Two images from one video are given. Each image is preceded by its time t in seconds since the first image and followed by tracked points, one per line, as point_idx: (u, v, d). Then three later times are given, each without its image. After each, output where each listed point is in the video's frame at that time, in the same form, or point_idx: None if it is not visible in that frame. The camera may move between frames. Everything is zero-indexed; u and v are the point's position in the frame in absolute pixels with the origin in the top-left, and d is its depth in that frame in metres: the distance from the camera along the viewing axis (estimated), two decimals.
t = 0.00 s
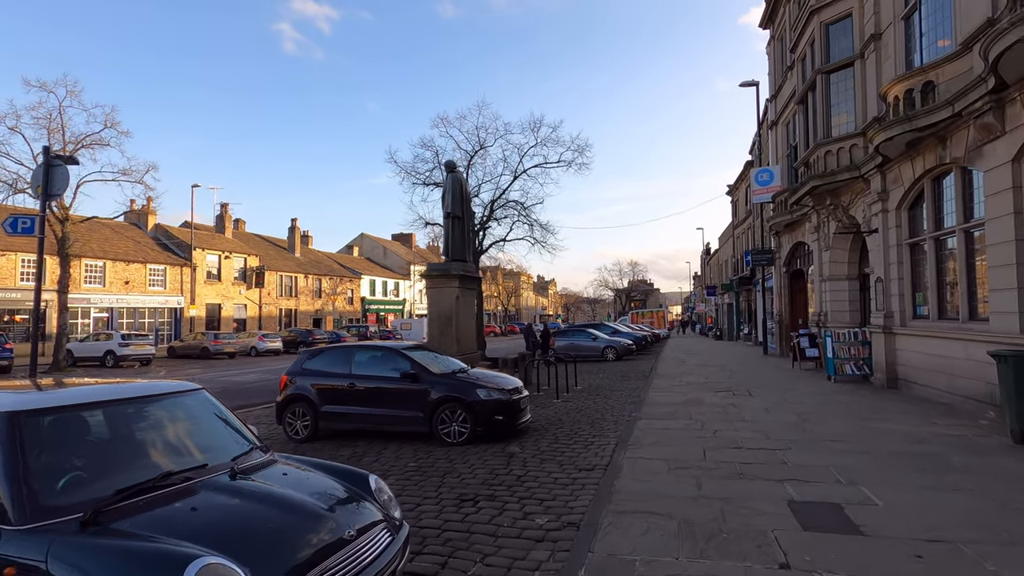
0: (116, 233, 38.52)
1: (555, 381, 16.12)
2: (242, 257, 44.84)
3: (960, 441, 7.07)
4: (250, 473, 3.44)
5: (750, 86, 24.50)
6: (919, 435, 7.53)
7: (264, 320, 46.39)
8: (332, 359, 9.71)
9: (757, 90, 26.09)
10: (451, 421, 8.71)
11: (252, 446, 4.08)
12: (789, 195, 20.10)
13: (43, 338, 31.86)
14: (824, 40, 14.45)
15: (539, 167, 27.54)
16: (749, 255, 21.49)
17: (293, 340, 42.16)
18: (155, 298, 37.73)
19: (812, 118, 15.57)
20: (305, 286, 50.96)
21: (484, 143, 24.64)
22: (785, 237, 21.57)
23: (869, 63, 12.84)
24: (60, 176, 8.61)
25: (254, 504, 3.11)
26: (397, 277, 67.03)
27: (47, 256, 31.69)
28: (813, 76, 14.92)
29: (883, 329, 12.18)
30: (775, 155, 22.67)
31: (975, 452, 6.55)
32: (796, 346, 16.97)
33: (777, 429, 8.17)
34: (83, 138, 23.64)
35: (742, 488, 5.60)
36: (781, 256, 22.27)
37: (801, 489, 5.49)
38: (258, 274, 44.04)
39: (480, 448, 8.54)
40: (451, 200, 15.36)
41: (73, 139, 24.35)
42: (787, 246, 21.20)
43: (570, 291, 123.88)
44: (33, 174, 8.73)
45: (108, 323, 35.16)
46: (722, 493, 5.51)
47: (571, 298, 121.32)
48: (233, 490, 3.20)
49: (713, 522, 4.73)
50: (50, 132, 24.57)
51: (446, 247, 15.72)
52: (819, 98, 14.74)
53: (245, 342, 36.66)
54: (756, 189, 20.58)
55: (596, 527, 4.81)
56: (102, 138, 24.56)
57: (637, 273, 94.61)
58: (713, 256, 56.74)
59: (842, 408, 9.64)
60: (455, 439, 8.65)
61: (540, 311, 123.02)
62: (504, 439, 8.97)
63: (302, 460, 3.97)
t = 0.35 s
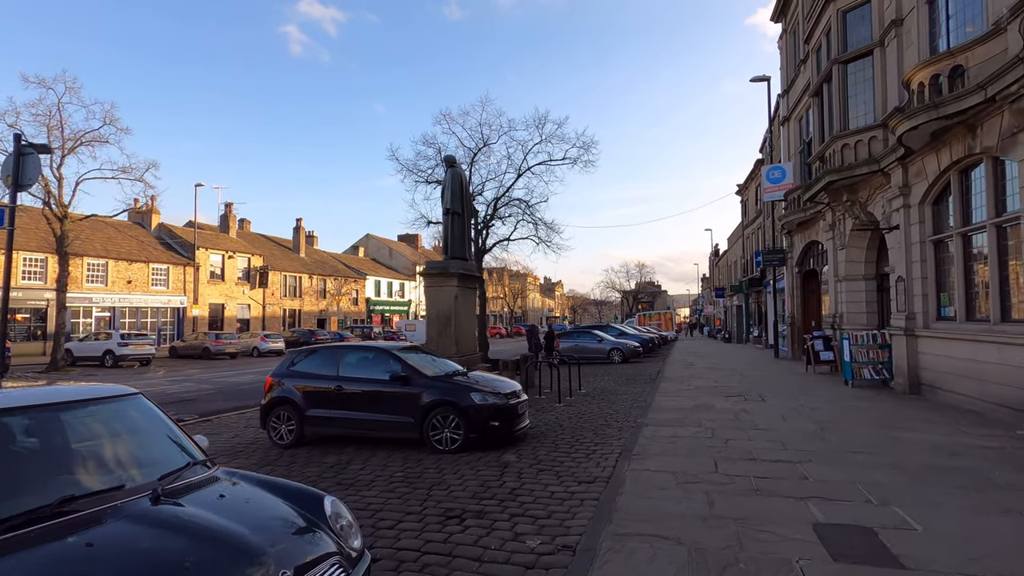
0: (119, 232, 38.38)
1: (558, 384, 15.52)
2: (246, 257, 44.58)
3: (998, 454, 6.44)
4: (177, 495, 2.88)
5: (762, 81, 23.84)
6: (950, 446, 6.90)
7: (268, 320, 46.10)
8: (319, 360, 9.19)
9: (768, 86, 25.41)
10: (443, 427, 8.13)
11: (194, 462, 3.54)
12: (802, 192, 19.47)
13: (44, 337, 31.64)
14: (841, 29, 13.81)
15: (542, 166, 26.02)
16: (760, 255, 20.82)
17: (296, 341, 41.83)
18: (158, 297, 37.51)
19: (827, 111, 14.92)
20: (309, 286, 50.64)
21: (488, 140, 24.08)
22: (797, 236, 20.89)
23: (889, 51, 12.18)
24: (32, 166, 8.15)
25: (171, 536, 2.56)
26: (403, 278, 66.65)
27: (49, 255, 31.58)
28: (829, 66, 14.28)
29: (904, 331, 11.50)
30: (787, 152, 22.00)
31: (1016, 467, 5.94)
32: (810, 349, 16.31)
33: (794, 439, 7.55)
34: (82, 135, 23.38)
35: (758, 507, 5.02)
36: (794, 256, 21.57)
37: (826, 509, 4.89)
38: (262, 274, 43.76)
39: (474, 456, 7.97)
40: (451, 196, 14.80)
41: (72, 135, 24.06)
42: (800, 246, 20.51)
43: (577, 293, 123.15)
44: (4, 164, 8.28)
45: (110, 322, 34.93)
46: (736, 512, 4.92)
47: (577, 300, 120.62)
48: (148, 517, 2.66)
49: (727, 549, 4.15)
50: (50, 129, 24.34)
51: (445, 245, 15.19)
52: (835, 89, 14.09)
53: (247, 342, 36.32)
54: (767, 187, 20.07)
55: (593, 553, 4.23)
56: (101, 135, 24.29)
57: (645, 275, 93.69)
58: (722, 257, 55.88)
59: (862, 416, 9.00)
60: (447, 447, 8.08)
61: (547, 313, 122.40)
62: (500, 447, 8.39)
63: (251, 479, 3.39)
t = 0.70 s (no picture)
0: (112, 233, 37.85)
1: (557, 388, 14.97)
2: (241, 258, 44.02)
3: None
4: (63, 549, 2.36)
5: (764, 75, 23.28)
6: (978, 459, 6.35)
7: (264, 322, 45.60)
8: (298, 365, 8.63)
9: (771, 80, 24.84)
10: (428, 438, 7.57)
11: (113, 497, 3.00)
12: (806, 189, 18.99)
13: (35, 340, 31.12)
14: (849, 17, 13.24)
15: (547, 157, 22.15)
16: (764, 253, 20.26)
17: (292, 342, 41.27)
18: (151, 299, 36.97)
19: (834, 103, 14.33)
20: (306, 287, 50.09)
21: (484, 136, 23.42)
22: (802, 234, 20.34)
23: (902, 38, 11.60)
24: None
25: None
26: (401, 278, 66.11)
27: (39, 256, 31.11)
28: (836, 56, 13.72)
29: (918, 332, 10.92)
30: (791, 147, 21.43)
31: None
32: (816, 350, 15.74)
33: (807, 451, 7.00)
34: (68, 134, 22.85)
35: (774, 534, 4.46)
36: (798, 255, 21.01)
37: (850, 537, 4.33)
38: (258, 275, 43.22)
39: (462, 470, 7.41)
40: (443, 193, 14.21)
41: (58, 134, 23.54)
42: (805, 244, 19.96)
43: (578, 293, 122.57)
44: None
45: (102, 324, 34.35)
46: (749, 541, 4.36)
47: (578, 299, 119.99)
48: None
49: None
50: (36, 127, 23.83)
51: (438, 244, 14.62)
52: (843, 80, 13.52)
53: (242, 344, 35.77)
54: (770, 183, 19.73)
55: None
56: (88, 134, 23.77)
57: (646, 274, 93.08)
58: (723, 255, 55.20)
59: (878, 423, 8.44)
60: (433, 460, 7.51)
61: (547, 314, 121.86)
62: (491, 459, 7.81)
63: (174, 519, 2.84)
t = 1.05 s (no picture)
0: (111, 235, 37.56)
1: (556, 393, 14.38)
2: (241, 259, 43.59)
3: None
4: None
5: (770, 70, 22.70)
6: (1014, 476, 5.73)
7: (264, 324, 45.20)
8: (274, 370, 8.08)
9: (777, 76, 24.24)
10: (411, 450, 7.00)
11: None
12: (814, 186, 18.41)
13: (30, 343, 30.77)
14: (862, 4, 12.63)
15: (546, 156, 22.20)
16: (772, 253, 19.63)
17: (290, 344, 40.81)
18: (149, 301, 36.56)
19: (846, 95, 13.71)
20: (307, 289, 49.67)
21: (482, 134, 22.86)
22: (811, 233, 19.70)
23: (918, 24, 10.98)
24: None
25: None
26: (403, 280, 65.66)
27: (35, 258, 30.77)
28: (847, 45, 13.12)
29: (938, 335, 10.27)
30: (799, 144, 20.82)
31: None
32: (827, 354, 15.10)
33: (823, 466, 6.40)
34: (59, 133, 22.47)
35: (790, 568, 3.87)
36: (806, 254, 20.37)
37: (881, 573, 3.74)
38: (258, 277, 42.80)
39: (446, 483, 6.83)
40: (435, 190, 13.66)
41: (50, 133, 23.17)
42: (814, 243, 19.32)
43: (582, 296, 121.90)
44: None
45: (99, 327, 33.94)
46: None
47: (581, 301, 119.23)
48: None
49: None
50: (28, 127, 23.48)
51: (431, 243, 14.05)
52: (855, 70, 12.90)
53: (240, 346, 35.32)
54: (777, 181, 19.23)
55: None
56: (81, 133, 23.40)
57: (650, 276, 92.35)
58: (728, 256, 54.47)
59: (897, 433, 7.82)
60: (415, 473, 6.93)
61: (551, 316, 121.32)
62: (478, 472, 7.22)
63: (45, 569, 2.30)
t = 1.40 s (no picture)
0: (124, 237, 37.74)
1: (564, 402, 13.76)
2: (252, 262, 43.57)
3: None
4: None
5: (790, 69, 21.99)
6: None
7: (274, 328, 45.10)
8: (259, 374, 7.60)
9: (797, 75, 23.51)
10: (402, 463, 6.46)
11: None
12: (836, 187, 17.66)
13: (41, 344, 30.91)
14: None
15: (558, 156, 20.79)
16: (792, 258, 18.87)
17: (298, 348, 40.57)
18: (160, 303, 36.59)
19: (872, 89, 13.01)
20: (318, 293, 49.55)
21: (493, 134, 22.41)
22: (833, 236, 18.89)
23: (952, 11, 10.30)
24: None
25: None
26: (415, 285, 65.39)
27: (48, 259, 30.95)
28: (875, 36, 12.43)
29: (977, 344, 9.50)
30: (820, 144, 20.06)
31: None
32: (852, 363, 14.31)
33: (857, 488, 5.71)
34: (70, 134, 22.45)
35: None
36: (828, 259, 19.55)
37: None
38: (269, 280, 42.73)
39: (440, 499, 6.28)
40: (440, 188, 13.17)
41: (61, 134, 23.19)
42: (836, 247, 18.52)
43: (595, 302, 120.84)
44: None
45: (110, 329, 34.00)
46: None
47: (594, 306, 118.17)
48: None
49: None
50: (39, 128, 23.53)
51: (436, 244, 13.55)
52: (884, 62, 12.20)
53: (249, 349, 35.13)
54: (797, 183, 18.57)
55: None
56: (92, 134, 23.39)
57: (664, 282, 91.18)
58: (744, 262, 53.36)
59: (937, 451, 7.09)
60: (406, 488, 6.39)
61: (563, 322, 120.38)
62: (475, 488, 6.65)
63: None
